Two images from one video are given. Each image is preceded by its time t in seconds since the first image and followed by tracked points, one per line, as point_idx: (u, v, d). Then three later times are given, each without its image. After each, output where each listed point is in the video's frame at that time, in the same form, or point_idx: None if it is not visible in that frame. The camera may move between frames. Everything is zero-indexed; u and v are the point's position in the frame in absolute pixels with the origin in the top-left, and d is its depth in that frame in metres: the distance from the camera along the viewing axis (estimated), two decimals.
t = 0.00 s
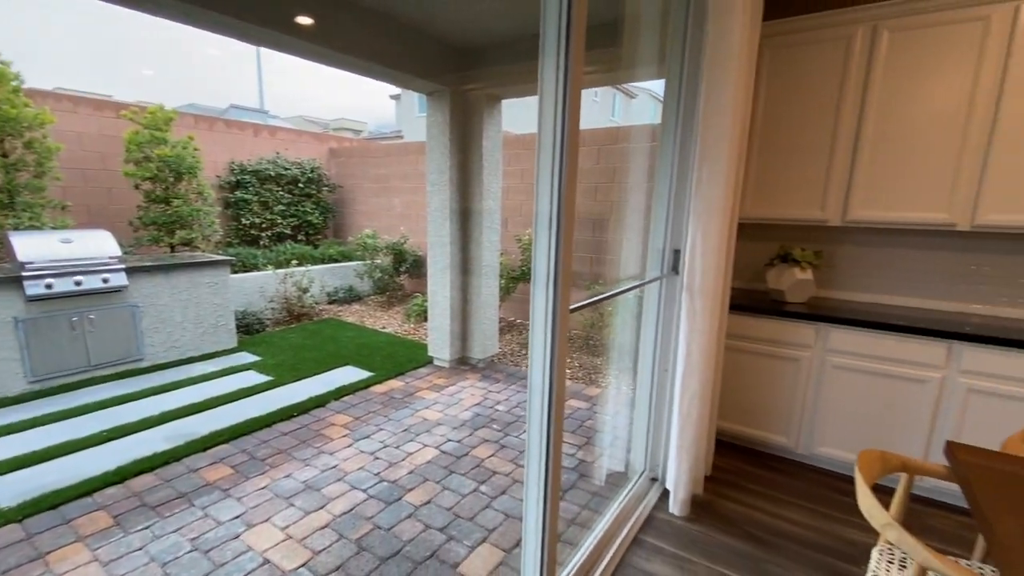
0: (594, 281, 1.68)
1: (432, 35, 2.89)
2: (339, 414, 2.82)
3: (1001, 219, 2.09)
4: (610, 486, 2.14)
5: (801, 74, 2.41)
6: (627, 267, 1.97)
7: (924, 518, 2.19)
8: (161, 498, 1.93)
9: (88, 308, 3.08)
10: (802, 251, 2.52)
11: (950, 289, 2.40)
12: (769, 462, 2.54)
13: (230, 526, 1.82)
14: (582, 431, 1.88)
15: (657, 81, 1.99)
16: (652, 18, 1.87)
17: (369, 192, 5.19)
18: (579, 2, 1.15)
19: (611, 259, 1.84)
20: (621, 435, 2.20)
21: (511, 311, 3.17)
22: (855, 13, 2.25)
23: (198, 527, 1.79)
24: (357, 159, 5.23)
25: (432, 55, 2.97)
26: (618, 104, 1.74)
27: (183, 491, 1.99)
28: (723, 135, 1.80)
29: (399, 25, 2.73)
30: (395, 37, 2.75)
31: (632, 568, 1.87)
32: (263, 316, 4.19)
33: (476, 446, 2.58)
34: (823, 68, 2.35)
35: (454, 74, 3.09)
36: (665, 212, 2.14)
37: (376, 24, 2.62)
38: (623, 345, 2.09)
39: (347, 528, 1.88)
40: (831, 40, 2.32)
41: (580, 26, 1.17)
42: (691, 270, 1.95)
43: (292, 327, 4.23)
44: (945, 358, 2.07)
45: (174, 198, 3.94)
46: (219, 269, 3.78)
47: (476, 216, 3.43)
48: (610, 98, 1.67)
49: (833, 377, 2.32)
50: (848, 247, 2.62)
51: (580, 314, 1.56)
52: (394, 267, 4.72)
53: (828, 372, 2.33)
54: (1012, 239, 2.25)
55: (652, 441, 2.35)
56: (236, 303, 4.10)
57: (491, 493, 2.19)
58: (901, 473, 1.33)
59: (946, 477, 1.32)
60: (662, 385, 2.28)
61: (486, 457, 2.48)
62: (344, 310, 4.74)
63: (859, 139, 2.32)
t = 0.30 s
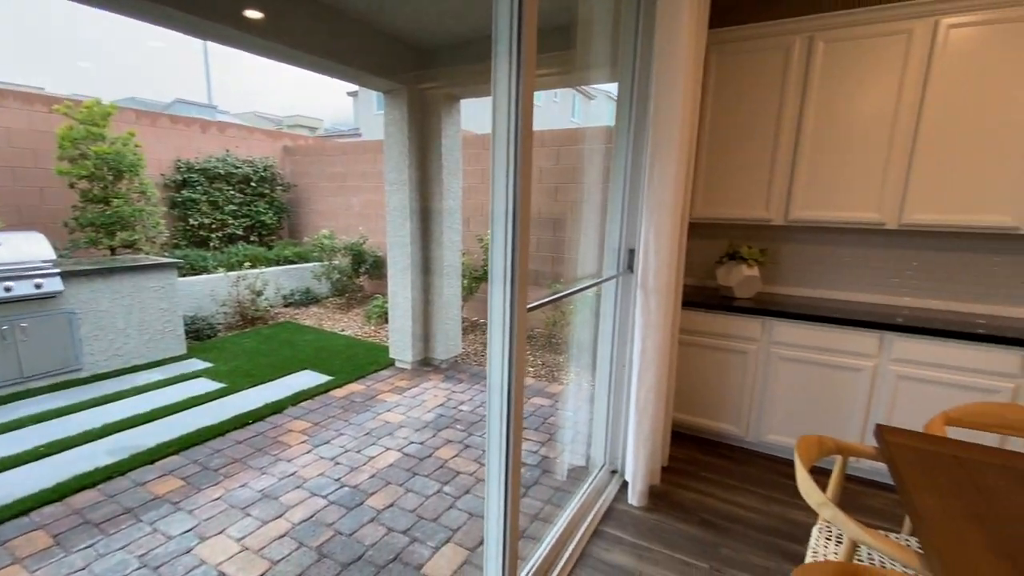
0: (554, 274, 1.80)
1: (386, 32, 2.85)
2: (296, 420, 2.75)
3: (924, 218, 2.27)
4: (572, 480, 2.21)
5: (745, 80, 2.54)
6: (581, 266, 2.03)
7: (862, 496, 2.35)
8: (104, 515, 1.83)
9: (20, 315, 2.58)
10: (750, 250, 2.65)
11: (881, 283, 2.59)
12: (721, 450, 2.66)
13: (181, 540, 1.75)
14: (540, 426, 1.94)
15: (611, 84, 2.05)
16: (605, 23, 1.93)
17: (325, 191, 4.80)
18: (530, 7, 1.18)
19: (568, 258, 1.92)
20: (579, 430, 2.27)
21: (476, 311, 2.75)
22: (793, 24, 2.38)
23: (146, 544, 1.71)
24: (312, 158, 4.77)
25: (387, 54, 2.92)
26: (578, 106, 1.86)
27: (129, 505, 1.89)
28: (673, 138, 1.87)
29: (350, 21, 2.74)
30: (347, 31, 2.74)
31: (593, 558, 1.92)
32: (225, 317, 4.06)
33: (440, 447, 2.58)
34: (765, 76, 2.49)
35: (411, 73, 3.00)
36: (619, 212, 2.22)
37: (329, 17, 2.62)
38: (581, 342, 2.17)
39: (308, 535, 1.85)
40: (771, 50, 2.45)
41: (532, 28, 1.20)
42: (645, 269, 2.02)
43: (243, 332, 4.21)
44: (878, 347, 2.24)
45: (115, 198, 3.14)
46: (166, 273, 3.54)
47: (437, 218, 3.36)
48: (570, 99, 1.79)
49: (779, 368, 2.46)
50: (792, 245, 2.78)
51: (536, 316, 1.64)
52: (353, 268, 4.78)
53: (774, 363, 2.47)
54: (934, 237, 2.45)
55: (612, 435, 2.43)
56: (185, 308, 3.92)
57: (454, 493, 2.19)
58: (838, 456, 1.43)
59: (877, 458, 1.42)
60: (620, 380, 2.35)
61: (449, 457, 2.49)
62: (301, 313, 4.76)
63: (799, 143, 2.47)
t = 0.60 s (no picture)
0: (515, 272, 1.85)
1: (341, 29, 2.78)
2: (250, 429, 2.67)
3: (858, 218, 2.43)
4: (535, 477, 2.26)
5: (695, 85, 2.63)
6: (540, 266, 2.07)
7: (807, 480, 2.49)
8: (40, 536, 1.68)
9: None
10: (701, 248, 2.75)
11: (822, 279, 2.75)
12: (678, 442, 2.76)
13: (126, 560, 1.68)
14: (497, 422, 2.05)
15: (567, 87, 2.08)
16: (560, 26, 1.95)
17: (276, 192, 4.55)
18: (481, 8, 1.19)
19: (528, 258, 1.96)
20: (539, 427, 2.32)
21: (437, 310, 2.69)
22: (738, 33, 2.49)
23: (87, 566, 1.62)
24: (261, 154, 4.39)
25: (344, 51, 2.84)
26: (539, 106, 1.92)
27: (68, 525, 1.75)
28: (627, 140, 1.92)
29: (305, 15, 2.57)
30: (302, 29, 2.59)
31: (556, 554, 1.95)
32: (155, 332, 2.32)
33: (402, 451, 2.55)
34: (713, 81, 2.59)
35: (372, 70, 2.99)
36: (577, 213, 2.26)
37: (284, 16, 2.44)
38: (542, 341, 2.23)
39: (264, 547, 1.82)
40: (718, 57, 2.56)
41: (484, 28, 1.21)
42: (602, 268, 2.06)
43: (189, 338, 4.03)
44: (819, 340, 2.37)
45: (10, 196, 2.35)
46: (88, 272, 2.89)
47: (399, 221, 3.39)
48: (531, 100, 1.85)
49: (730, 361, 2.57)
50: (741, 244, 2.90)
51: (499, 316, 1.68)
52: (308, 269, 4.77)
53: (725, 357, 2.58)
54: (868, 235, 2.63)
55: (573, 431, 2.49)
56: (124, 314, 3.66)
57: (417, 497, 2.18)
58: (783, 444, 1.51)
59: (817, 445, 1.51)
60: (580, 378, 2.41)
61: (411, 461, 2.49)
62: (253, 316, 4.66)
63: (745, 147, 2.58)
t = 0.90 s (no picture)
0: (475, 274, 1.85)
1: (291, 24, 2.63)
2: (202, 440, 2.50)
3: (801, 219, 2.56)
4: (499, 479, 2.27)
5: (648, 90, 2.70)
6: (501, 267, 2.08)
7: (758, 469, 2.60)
8: None
9: None
10: (657, 248, 2.83)
11: (770, 277, 2.88)
12: (637, 438, 2.83)
13: None
14: (459, 423, 2.05)
15: (523, 89, 2.10)
16: (515, 29, 1.96)
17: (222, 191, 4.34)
18: (432, 8, 1.18)
19: (488, 259, 1.97)
20: (502, 428, 2.34)
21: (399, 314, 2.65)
22: (689, 40, 2.57)
23: None
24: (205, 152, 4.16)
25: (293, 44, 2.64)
26: (500, 106, 1.95)
27: None
28: (582, 143, 1.95)
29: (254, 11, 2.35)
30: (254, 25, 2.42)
31: (520, 554, 1.96)
32: (95, 342, 1.82)
33: (364, 457, 2.51)
34: (665, 87, 2.67)
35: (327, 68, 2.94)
36: (536, 214, 2.28)
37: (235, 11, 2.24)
38: (504, 343, 2.23)
39: (216, 564, 1.75)
40: (670, 63, 2.63)
41: (436, 28, 1.20)
42: (561, 270, 2.08)
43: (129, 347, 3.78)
44: (767, 335, 2.49)
45: None
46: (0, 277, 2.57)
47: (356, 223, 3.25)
48: (492, 101, 1.89)
49: (685, 358, 2.66)
50: (694, 244, 3.00)
51: (460, 317, 1.68)
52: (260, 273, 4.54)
53: (680, 353, 2.66)
54: (811, 235, 2.77)
55: (536, 431, 2.51)
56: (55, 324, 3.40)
57: (380, 503, 2.15)
58: (732, 437, 1.57)
59: (764, 436, 1.58)
60: (542, 378, 2.43)
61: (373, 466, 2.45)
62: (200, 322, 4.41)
63: (697, 150, 2.67)
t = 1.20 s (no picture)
0: (437, 276, 1.84)
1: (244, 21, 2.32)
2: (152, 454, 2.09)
3: (751, 220, 2.67)
4: (464, 481, 2.27)
5: (606, 93, 2.75)
6: (464, 268, 2.07)
7: (715, 461, 2.70)
8: None
9: None
10: (617, 249, 2.88)
11: (724, 276, 2.99)
12: (601, 435, 2.88)
13: None
14: (425, 428, 2.04)
15: (483, 90, 2.09)
16: (473, 29, 1.95)
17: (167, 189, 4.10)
18: (385, 7, 1.16)
19: (451, 260, 1.96)
20: (467, 429, 2.34)
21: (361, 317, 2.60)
22: (645, 45, 2.63)
23: None
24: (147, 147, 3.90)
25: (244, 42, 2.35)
26: (463, 106, 1.96)
27: None
28: (542, 145, 1.96)
29: None
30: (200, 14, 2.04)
31: (486, 556, 1.96)
32: (33, 352, 1.21)
33: (326, 465, 2.45)
34: (623, 90, 2.72)
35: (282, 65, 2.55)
36: (498, 215, 2.28)
37: None
38: (468, 345, 2.23)
39: None
40: (628, 67, 2.69)
41: (389, 28, 1.18)
42: (523, 271, 2.09)
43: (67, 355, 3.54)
44: (722, 331, 2.58)
45: None
46: None
47: (315, 226, 2.68)
48: (456, 101, 1.90)
49: (646, 355, 2.72)
50: (653, 244, 3.08)
51: (420, 319, 1.67)
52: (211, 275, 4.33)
53: (641, 351, 2.73)
54: (763, 235, 2.89)
55: (501, 432, 2.51)
56: None
57: (343, 512, 2.13)
58: (688, 432, 1.62)
59: (718, 431, 1.64)
60: (507, 378, 2.44)
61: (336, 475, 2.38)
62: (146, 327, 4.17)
63: (655, 153, 2.74)
